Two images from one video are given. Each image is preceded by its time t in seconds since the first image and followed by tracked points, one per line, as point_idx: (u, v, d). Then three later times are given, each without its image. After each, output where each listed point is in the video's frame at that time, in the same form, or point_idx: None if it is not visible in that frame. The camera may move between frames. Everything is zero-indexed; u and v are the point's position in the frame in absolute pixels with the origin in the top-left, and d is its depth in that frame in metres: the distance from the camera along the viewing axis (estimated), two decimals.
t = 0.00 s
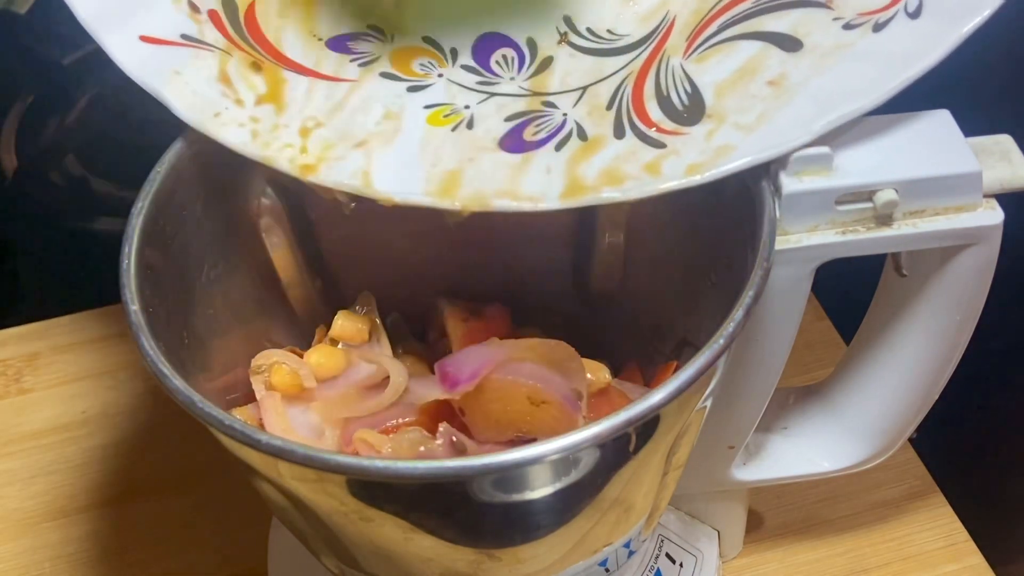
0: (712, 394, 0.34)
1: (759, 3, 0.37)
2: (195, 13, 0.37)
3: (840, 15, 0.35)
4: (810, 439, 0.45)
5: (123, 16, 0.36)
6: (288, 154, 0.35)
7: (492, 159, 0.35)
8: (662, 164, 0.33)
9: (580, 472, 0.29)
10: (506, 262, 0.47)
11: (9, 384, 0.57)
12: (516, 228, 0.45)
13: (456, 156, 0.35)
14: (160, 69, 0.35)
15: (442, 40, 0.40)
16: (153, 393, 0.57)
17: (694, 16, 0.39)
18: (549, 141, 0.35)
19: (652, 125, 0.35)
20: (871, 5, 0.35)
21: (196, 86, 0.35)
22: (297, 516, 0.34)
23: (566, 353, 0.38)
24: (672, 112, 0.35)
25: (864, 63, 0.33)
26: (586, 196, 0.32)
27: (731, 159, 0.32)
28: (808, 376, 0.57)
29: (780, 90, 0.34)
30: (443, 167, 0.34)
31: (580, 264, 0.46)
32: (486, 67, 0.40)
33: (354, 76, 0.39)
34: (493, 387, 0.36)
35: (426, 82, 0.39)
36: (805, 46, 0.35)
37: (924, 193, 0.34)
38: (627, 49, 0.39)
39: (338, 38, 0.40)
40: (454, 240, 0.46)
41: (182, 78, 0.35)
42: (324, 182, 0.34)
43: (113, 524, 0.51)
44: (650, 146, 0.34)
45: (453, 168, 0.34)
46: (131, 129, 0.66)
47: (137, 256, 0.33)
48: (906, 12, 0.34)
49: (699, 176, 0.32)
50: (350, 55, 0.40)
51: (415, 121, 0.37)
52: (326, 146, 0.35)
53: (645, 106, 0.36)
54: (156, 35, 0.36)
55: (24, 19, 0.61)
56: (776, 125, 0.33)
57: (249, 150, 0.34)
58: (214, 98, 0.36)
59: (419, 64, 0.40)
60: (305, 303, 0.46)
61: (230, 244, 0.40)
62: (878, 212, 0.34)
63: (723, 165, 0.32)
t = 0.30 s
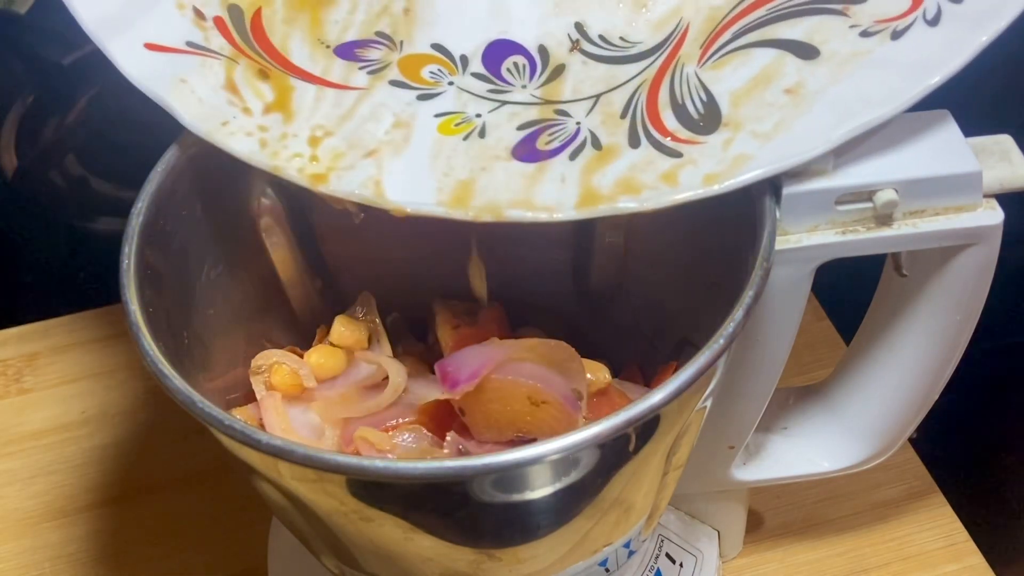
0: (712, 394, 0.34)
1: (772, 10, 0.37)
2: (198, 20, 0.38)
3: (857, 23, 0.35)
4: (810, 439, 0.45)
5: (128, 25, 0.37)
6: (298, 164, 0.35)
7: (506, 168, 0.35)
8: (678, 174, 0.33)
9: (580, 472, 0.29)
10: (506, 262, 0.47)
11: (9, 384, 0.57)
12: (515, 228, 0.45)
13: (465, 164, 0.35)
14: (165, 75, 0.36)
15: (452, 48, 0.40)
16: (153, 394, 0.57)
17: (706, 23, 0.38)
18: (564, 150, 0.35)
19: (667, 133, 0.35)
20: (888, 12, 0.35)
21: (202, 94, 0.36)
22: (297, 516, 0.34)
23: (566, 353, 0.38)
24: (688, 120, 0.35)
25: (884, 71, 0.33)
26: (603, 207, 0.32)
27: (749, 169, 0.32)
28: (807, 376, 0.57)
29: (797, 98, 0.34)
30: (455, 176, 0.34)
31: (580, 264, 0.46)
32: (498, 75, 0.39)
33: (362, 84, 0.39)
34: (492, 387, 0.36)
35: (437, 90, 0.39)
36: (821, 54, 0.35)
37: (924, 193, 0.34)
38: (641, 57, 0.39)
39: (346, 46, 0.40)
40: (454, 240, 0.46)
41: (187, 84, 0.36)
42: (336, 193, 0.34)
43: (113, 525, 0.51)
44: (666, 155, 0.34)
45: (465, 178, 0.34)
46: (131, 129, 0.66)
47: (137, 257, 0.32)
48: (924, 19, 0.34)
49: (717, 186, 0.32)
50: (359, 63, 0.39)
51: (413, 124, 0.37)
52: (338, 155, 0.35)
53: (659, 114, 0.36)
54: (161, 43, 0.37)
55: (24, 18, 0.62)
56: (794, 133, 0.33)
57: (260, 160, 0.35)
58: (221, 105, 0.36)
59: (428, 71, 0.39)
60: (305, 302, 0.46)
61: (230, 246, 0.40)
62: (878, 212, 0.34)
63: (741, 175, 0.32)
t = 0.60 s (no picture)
0: (712, 394, 0.34)
1: (770, 10, 0.37)
2: (203, 34, 0.38)
3: (852, 20, 0.35)
4: (810, 439, 0.45)
5: (133, 39, 0.37)
6: (299, 170, 0.35)
7: (504, 170, 0.35)
8: (674, 173, 0.33)
9: (580, 472, 0.29)
10: (506, 262, 0.47)
11: (9, 384, 0.57)
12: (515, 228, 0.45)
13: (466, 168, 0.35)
14: (171, 89, 0.36)
15: (451, 54, 0.40)
16: (153, 393, 0.57)
17: (704, 25, 0.38)
18: (562, 152, 0.35)
19: (664, 134, 0.35)
20: (884, 9, 0.35)
21: (208, 107, 0.36)
22: (297, 516, 0.34)
23: (566, 353, 0.38)
24: (685, 121, 0.35)
25: (880, 67, 0.33)
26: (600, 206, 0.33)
27: (745, 167, 0.32)
28: (807, 376, 0.57)
29: (794, 96, 0.34)
30: (454, 181, 0.34)
31: (580, 264, 0.46)
32: (496, 81, 0.39)
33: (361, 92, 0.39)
34: (493, 387, 0.36)
35: (436, 98, 0.38)
36: (817, 52, 0.35)
37: (924, 193, 0.34)
38: (639, 61, 0.39)
39: (347, 55, 0.40)
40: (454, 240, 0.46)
41: (192, 98, 0.36)
42: (336, 198, 0.34)
43: (113, 525, 0.51)
44: (663, 155, 0.34)
45: (465, 181, 0.34)
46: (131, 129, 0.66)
47: (137, 258, 0.32)
48: (919, 15, 0.34)
49: (713, 184, 0.32)
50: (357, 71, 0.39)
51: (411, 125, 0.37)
52: (336, 161, 0.35)
53: (657, 115, 0.36)
54: (166, 57, 0.37)
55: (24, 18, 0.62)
56: (790, 131, 0.33)
57: (262, 165, 0.35)
58: (224, 116, 0.36)
59: (427, 79, 0.39)
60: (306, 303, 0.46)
61: (231, 247, 0.40)
62: (878, 212, 0.34)
63: (738, 172, 0.32)
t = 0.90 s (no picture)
0: (712, 394, 0.34)
1: (746, 3, 0.37)
2: (192, 16, 0.39)
3: (825, 15, 0.35)
4: (810, 439, 0.45)
5: (123, 21, 0.37)
6: (280, 153, 0.36)
7: (481, 156, 0.36)
8: (647, 162, 0.34)
9: (580, 472, 0.29)
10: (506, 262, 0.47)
11: (9, 384, 0.57)
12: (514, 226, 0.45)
13: (467, 169, 0.35)
14: (158, 69, 0.37)
15: (435, 42, 0.41)
16: (153, 393, 0.57)
17: (683, 17, 0.39)
18: (537, 142, 0.36)
19: (639, 124, 0.36)
20: (856, 4, 0.35)
21: (195, 89, 0.37)
22: (297, 516, 0.34)
23: (565, 353, 0.38)
24: (659, 111, 0.36)
25: (851, 62, 0.33)
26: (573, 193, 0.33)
27: (714, 156, 0.33)
28: (807, 376, 0.57)
29: (766, 88, 0.34)
30: (432, 165, 0.35)
31: (580, 264, 0.46)
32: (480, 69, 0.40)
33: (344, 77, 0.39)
34: (493, 387, 0.36)
35: (416, 83, 0.39)
36: (791, 45, 0.35)
37: (924, 193, 0.34)
38: (617, 50, 0.40)
39: (333, 41, 0.40)
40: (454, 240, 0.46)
41: (179, 79, 0.37)
42: (315, 180, 0.35)
43: (113, 525, 0.51)
44: (637, 145, 0.35)
45: (442, 166, 0.35)
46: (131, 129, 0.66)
47: (137, 257, 0.33)
48: (890, 11, 0.34)
49: (682, 173, 0.33)
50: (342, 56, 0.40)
51: (408, 126, 0.37)
52: (318, 143, 0.36)
53: (632, 104, 0.37)
54: (155, 39, 0.38)
55: (23, 18, 0.61)
56: (759, 123, 0.33)
57: (244, 150, 0.36)
58: (210, 98, 0.37)
59: (411, 65, 0.40)
60: (306, 303, 0.46)
61: (231, 247, 0.40)
62: (878, 212, 0.34)
63: (709, 162, 0.32)
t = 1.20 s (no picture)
0: (712, 394, 0.34)
1: (754, 6, 0.38)
2: (192, 16, 0.39)
3: (834, 18, 0.35)
4: (810, 438, 0.45)
5: (121, 22, 0.37)
6: (284, 155, 0.35)
7: (487, 159, 0.36)
8: (656, 165, 0.34)
9: (580, 472, 0.29)
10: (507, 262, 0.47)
11: (9, 384, 0.57)
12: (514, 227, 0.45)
13: (478, 175, 0.35)
14: (158, 69, 0.37)
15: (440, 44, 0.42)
16: (153, 393, 0.57)
17: (689, 19, 0.40)
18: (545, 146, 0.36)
19: (647, 127, 0.36)
20: (865, 8, 0.35)
21: (196, 89, 0.37)
22: (297, 516, 0.34)
23: (567, 353, 0.38)
24: (667, 113, 0.36)
25: (862, 64, 0.33)
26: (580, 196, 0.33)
27: (723, 160, 0.32)
28: (807, 375, 0.57)
29: (775, 91, 0.34)
30: (438, 168, 0.36)
31: (580, 263, 0.46)
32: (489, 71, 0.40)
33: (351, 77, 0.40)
34: (492, 387, 0.36)
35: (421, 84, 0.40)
36: (799, 49, 0.35)
37: (925, 193, 0.34)
38: (624, 52, 0.40)
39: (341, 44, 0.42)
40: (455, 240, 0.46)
41: (181, 79, 0.37)
42: (319, 183, 0.35)
43: (113, 525, 0.51)
44: (645, 148, 0.35)
45: (451, 168, 0.36)
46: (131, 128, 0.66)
47: (137, 257, 0.32)
48: (900, 14, 0.34)
49: (693, 176, 0.32)
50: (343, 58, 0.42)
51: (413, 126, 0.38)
52: (326, 151, 0.36)
53: (640, 107, 0.37)
54: (154, 39, 0.38)
55: (24, 19, 0.61)
56: (769, 125, 0.33)
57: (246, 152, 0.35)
58: (211, 98, 0.37)
59: (415, 66, 0.41)
60: (306, 304, 0.46)
61: (232, 248, 0.40)
62: (878, 212, 0.34)
63: (718, 166, 0.32)
